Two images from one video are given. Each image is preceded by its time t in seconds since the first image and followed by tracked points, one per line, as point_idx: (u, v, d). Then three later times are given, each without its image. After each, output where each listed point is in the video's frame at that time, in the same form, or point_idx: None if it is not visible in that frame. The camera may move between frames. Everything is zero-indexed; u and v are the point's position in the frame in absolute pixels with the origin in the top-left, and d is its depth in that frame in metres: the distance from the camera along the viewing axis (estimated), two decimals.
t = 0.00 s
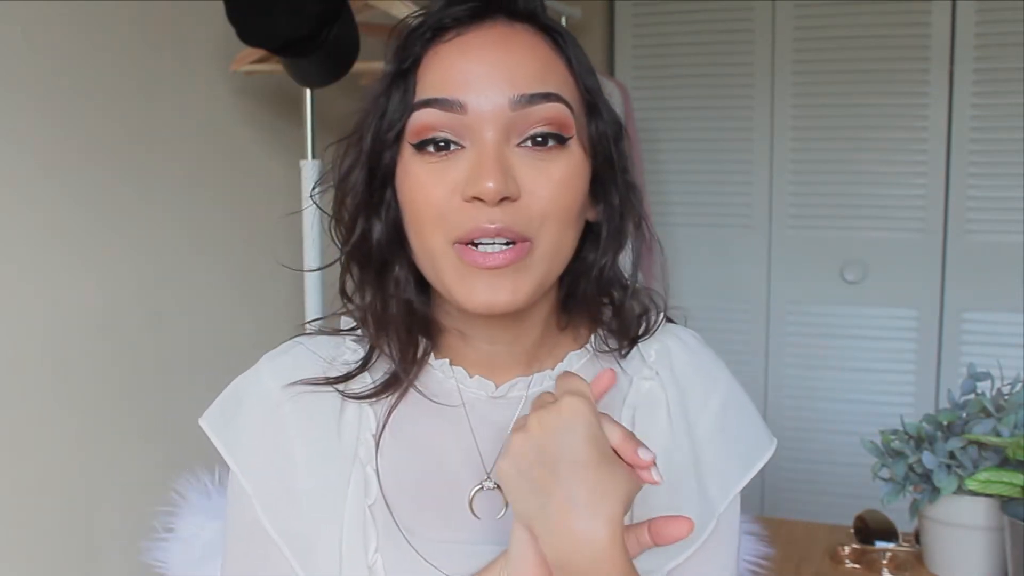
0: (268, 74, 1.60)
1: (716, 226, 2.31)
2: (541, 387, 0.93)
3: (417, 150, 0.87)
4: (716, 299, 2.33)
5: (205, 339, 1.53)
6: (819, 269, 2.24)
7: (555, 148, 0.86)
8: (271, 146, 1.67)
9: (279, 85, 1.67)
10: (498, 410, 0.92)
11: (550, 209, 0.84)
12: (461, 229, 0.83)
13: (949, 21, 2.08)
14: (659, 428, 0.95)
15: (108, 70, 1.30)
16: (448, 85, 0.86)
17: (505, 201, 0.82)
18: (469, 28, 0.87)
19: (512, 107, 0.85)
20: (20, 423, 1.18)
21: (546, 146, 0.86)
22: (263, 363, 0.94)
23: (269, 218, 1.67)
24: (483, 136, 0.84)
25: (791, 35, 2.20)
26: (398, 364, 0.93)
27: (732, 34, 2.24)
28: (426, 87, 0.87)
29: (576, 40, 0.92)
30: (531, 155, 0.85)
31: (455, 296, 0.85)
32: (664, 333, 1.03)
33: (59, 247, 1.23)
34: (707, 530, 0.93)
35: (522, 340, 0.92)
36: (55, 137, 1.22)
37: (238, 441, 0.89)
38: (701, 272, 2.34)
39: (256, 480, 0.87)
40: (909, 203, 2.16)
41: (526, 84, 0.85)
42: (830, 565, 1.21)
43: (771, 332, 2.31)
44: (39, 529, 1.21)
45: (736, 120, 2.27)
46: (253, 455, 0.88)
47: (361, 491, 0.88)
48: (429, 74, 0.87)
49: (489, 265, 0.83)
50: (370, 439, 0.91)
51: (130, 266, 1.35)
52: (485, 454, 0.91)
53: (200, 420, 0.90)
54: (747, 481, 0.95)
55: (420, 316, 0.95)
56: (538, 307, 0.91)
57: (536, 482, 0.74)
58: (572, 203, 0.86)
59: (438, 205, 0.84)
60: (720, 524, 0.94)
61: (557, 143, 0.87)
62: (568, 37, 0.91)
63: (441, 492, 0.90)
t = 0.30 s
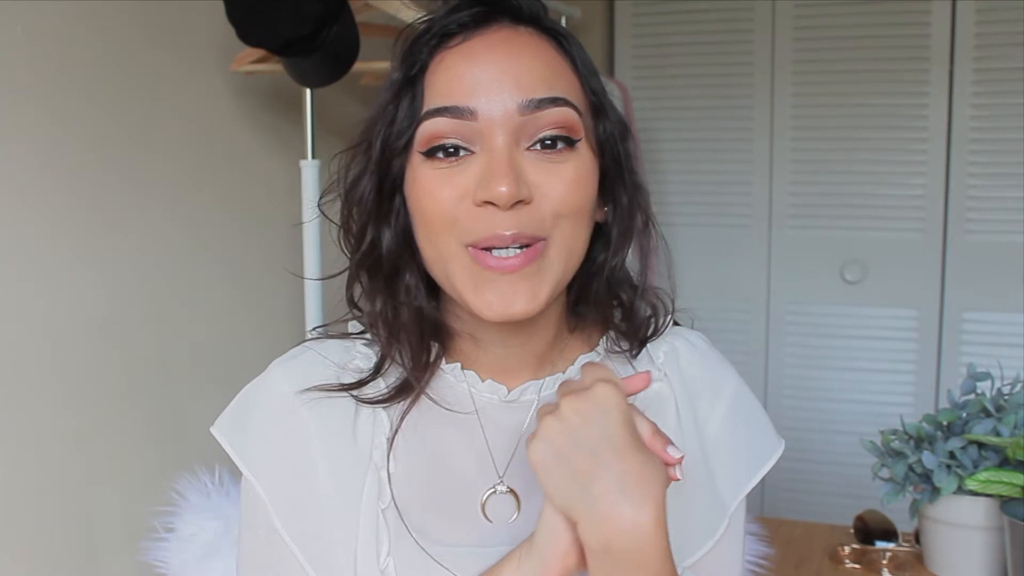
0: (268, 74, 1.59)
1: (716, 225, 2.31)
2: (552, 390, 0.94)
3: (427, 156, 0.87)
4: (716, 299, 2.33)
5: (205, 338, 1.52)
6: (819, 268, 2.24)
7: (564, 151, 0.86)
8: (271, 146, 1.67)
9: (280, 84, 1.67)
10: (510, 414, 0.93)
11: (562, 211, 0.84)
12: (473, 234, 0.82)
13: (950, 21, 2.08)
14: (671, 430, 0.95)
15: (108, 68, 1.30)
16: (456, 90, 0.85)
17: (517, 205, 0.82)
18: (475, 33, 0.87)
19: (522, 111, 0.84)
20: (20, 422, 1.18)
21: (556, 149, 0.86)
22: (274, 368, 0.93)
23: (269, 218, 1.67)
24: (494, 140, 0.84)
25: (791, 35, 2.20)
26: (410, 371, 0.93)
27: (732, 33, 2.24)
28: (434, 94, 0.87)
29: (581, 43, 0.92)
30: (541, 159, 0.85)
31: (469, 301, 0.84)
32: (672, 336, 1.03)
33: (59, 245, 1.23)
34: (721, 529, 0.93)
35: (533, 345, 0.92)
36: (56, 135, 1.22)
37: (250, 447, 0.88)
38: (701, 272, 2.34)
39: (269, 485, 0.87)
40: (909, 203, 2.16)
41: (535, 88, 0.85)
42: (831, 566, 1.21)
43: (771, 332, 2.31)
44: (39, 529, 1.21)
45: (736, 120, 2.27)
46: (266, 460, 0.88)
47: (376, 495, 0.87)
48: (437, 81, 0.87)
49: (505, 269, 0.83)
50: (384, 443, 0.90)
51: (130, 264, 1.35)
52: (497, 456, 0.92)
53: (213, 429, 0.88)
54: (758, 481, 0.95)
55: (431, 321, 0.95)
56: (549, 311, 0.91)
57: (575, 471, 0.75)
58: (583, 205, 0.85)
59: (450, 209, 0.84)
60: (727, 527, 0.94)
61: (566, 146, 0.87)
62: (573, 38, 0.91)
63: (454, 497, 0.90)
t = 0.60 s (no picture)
0: (268, 74, 1.59)
1: (716, 225, 2.31)
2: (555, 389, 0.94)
3: (439, 159, 0.85)
4: (716, 299, 2.33)
5: (205, 338, 1.52)
6: (819, 268, 2.24)
7: (576, 158, 0.85)
8: (271, 146, 1.67)
9: (280, 84, 1.67)
10: (513, 412, 0.93)
11: (572, 217, 0.84)
12: (483, 237, 0.83)
13: (950, 21, 2.08)
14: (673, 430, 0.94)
15: (108, 68, 1.30)
16: (471, 95, 0.84)
17: (529, 211, 0.81)
18: (490, 37, 0.86)
19: (536, 118, 0.83)
20: (20, 422, 1.18)
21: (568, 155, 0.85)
22: (279, 366, 0.93)
23: (269, 218, 1.67)
24: (507, 145, 0.83)
25: (791, 35, 2.20)
26: (413, 365, 0.93)
27: (733, 33, 2.24)
28: (448, 97, 0.86)
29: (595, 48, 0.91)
30: (554, 165, 0.84)
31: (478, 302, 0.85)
32: (674, 335, 1.03)
33: (59, 244, 1.23)
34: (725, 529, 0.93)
35: (539, 345, 0.93)
36: (55, 135, 1.22)
37: (256, 445, 0.88)
38: (700, 273, 2.34)
39: (275, 482, 0.87)
40: (909, 203, 2.16)
41: (549, 94, 0.84)
42: (830, 565, 1.21)
43: (771, 332, 2.31)
44: (38, 529, 1.21)
45: (736, 120, 2.27)
46: (272, 459, 0.88)
47: (379, 492, 0.87)
48: (452, 84, 0.86)
49: (515, 272, 0.83)
50: (388, 440, 0.90)
51: (130, 263, 1.35)
52: (500, 455, 0.92)
53: (218, 426, 0.89)
54: (759, 482, 0.95)
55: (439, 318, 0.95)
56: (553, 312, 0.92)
57: (591, 460, 0.76)
58: (592, 211, 0.86)
59: (461, 212, 0.83)
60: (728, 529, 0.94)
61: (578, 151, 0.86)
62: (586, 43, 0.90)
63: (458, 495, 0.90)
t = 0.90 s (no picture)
0: (268, 74, 1.59)
1: (716, 225, 2.31)
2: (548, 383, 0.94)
3: (438, 179, 0.84)
4: (716, 299, 2.34)
5: (205, 338, 1.52)
6: (819, 268, 2.24)
7: (574, 180, 0.85)
8: (271, 146, 1.66)
9: (280, 84, 1.67)
10: (505, 407, 0.94)
11: (568, 238, 0.84)
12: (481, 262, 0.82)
13: (950, 21, 2.08)
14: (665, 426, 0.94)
15: (108, 67, 1.30)
16: (471, 119, 0.83)
17: (527, 238, 0.81)
18: (492, 56, 0.84)
19: (535, 144, 0.82)
20: (20, 422, 1.19)
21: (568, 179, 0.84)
22: (273, 363, 0.93)
23: (269, 218, 1.67)
24: (506, 172, 0.82)
25: (791, 35, 2.20)
26: (404, 362, 0.93)
27: (733, 34, 2.24)
28: (449, 117, 0.84)
29: (599, 63, 0.89)
30: (552, 189, 0.84)
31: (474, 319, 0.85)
32: (666, 336, 1.03)
33: (59, 244, 1.23)
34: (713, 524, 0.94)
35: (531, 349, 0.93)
36: (56, 134, 1.22)
37: (251, 439, 0.88)
38: (700, 273, 2.34)
39: (269, 476, 0.86)
40: (909, 202, 2.16)
41: (550, 118, 0.83)
42: (831, 565, 1.21)
43: (772, 331, 2.31)
44: (38, 529, 1.21)
45: (736, 121, 2.27)
46: (267, 452, 0.87)
47: (371, 486, 0.87)
48: (453, 104, 0.84)
49: (511, 294, 0.83)
50: (380, 436, 0.90)
51: (130, 263, 1.35)
52: (492, 448, 0.92)
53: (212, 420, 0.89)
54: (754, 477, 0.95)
55: (435, 322, 0.95)
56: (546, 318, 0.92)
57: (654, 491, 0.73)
58: (588, 230, 0.86)
59: (458, 236, 0.83)
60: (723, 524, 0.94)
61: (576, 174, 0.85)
62: (587, 56, 0.88)
63: (450, 490, 0.90)
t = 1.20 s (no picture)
0: (268, 74, 1.59)
1: (717, 225, 2.31)
2: (549, 383, 0.93)
3: (436, 178, 0.85)
4: (716, 299, 2.34)
5: (205, 338, 1.52)
6: (819, 267, 2.24)
7: (573, 179, 0.84)
8: (271, 146, 1.66)
9: (280, 84, 1.67)
10: (506, 407, 0.92)
11: (567, 238, 0.84)
12: (481, 261, 0.82)
13: (950, 21, 2.08)
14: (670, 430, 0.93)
15: (109, 67, 1.30)
16: (468, 118, 0.83)
17: (525, 237, 0.81)
18: (488, 55, 0.84)
19: (533, 142, 0.82)
20: (20, 422, 1.19)
21: (566, 178, 0.84)
22: (273, 358, 0.94)
23: (269, 218, 1.67)
24: (504, 172, 0.82)
25: (791, 35, 2.20)
26: (405, 363, 0.93)
27: (733, 33, 2.24)
28: (447, 116, 0.84)
29: (597, 61, 0.89)
30: (550, 187, 0.83)
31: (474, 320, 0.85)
32: (669, 336, 1.02)
33: (59, 243, 1.23)
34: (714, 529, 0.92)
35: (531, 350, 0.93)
36: (56, 135, 1.22)
37: (247, 434, 0.89)
38: (700, 273, 2.34)
39: (263, 470, 0.88)
40: (909, 202, 2.16)
41: (548, 117, 0.83)
42: (831, 565, 1.21)
43: (772, 331, 2.31)
44: (38, 528, 1.21)
45: (735, 121, 2.27)
46: (260, 448, 0.88)
47: (362, 485, 0.88)
48: (451, 104, 0.84)
49: (509, 294, 0.83)
50: (374, 435, 0.90)
51: (131, 262, 1.35)
52: (492, 448, 0.91)
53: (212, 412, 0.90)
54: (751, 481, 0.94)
55: (436, 322, 0.95)
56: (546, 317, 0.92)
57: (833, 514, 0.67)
58: (587, 229, 0.85)
59: (457, 236, 0.83)
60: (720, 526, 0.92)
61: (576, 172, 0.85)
62: (585, 53, 0.88)
63: (447, 489, 0.89)
